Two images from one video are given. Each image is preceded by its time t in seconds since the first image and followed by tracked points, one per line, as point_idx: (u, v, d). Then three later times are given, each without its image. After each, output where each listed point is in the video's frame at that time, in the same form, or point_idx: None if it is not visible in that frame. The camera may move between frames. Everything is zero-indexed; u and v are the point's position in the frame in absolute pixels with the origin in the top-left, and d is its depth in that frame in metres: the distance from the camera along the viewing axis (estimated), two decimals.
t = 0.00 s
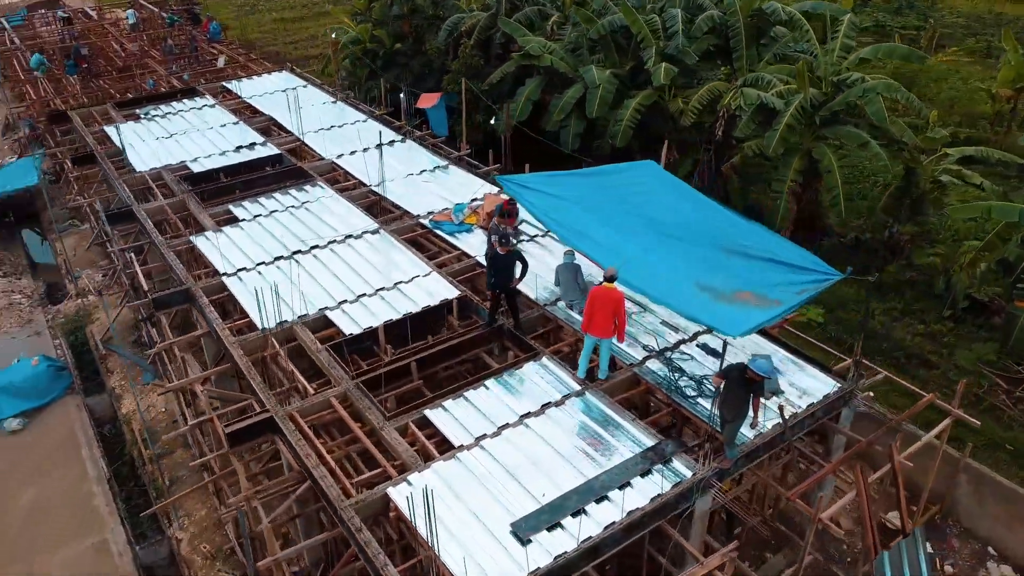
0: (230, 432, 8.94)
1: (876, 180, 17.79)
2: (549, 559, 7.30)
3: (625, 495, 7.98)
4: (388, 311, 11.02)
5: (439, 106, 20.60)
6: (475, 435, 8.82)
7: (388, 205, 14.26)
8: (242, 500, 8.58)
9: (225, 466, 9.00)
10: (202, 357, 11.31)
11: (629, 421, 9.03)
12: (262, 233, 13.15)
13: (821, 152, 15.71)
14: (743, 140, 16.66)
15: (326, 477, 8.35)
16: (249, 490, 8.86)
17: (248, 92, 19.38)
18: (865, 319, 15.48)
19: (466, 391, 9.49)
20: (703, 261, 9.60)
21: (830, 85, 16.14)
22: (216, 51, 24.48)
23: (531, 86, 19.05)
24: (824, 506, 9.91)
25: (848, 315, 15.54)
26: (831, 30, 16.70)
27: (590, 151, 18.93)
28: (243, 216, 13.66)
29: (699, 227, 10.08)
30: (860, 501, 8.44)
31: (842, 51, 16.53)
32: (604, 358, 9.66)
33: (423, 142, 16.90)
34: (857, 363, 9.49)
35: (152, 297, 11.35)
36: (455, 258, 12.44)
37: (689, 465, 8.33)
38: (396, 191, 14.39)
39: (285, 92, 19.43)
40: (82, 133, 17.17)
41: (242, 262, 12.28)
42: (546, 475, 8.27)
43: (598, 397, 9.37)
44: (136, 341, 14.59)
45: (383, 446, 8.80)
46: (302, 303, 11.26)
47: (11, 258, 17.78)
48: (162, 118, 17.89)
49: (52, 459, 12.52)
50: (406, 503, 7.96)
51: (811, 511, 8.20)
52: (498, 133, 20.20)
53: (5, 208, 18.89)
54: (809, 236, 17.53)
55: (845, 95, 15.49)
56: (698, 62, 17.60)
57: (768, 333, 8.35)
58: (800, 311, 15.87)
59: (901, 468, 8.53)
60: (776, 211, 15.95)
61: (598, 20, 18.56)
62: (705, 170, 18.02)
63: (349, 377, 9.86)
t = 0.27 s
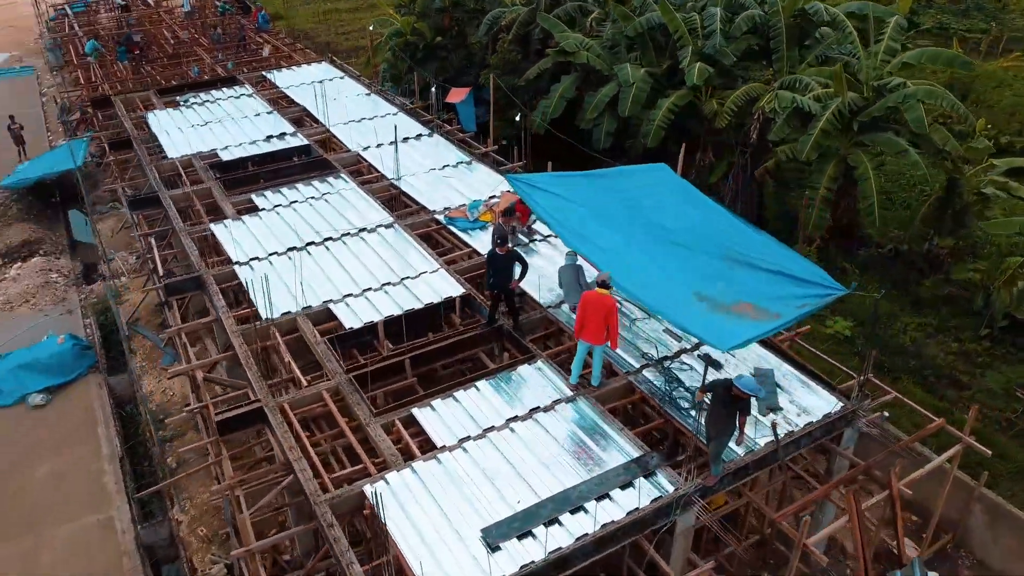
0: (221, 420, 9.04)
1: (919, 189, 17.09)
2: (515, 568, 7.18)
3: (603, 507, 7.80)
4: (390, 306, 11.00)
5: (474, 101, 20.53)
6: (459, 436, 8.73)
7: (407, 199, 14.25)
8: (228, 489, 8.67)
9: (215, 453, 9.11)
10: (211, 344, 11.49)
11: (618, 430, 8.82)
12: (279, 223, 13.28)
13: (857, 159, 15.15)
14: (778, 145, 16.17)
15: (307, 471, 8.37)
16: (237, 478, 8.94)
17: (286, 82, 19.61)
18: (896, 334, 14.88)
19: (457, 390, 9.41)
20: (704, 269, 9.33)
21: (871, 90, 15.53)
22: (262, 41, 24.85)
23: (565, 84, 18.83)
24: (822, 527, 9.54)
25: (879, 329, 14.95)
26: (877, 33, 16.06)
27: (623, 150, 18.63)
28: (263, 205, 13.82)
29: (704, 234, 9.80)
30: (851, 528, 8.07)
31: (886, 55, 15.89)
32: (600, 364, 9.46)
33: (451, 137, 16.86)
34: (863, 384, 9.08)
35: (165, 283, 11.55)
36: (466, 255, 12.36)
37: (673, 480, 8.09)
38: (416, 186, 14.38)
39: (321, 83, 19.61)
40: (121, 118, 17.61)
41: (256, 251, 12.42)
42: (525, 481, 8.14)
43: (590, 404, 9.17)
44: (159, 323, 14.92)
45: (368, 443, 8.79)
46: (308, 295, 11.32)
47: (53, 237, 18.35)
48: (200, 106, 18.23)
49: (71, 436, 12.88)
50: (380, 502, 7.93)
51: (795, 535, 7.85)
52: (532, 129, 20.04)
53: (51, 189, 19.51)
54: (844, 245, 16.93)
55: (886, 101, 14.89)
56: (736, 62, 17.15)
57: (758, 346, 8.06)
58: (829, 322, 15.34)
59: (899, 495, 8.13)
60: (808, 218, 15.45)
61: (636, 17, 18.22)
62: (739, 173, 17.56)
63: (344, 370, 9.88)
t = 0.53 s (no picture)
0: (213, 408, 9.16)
1: (965, 201, 16.34)
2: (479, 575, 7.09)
3: (577, 517, 7.65)
4: (393, 301, 10.98)
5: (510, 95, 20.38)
6: (443, 437, 8.67)
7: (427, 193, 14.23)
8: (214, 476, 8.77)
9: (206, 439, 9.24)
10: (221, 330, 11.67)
11: (605, 439, 8.63)
12: (297, 212, 13.40)
13: (895, 167, 14.55)
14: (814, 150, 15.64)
15: (288, 463, 8.42)
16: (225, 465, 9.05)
17: (323, 72, 19.78)
18: (929, 351, 14.25)
19: (448, 390, 9.35)
20: (703, 278, 9.06)
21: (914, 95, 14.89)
22: (308, 30, 25.12)
23: (601, 81, 18.55)
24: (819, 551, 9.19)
25: (910, 345, 14.33)
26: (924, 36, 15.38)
27: (657, 150, 18.27)
28: (285, 194, 13.97)
29: (707, 242, 9.52)
30: (839, 555, 7.73)
31: (933, 60, 15.20)
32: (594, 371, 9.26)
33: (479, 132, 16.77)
34: (865, 407, 8.69)
35: (179, 268, 11.77)
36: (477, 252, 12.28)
37: (653, 495, 7.87)
38: (436, 181, 14.34)
39: (358, 74, 19.72)
40: (161, 104, 18.00)
41: (271, 240, 12.56)
42: (502, 486, 8.04)
43: (580, 410, 8.99)
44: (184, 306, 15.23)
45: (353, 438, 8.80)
46: (315, 286, 11.39)
47: (94, 218, 18.90)
48: (238, 94, 18.53)
49: (91, 414, 13.23)
50: (356, 499, 7.94)
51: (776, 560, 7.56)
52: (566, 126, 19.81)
53: (96, 170, 20.09)
54: (881, 256, 16.28)
55: (928, 108, 14.25)
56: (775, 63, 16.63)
57: (746, 360, 7.78)
58: (858, 336, 14.77)
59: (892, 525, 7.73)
60: (840, 226, 14.91)
61: (675, 14, 17.82)
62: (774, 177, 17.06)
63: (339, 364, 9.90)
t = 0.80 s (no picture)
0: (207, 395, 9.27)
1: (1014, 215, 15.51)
2: None
3: (550, 527, 7.49)
4: (397, 296, 10.96)
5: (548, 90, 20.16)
6: (427, 436, 8.61)
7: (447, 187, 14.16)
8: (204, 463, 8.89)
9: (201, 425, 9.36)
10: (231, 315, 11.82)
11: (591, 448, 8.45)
12: (317, 202, 13.48)
13: (935, 177, 13.89)
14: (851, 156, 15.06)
15: (272, 454, 8.47)
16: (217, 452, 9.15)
17: (361, 62, 19.86)
18: (962, 370, 13.59)
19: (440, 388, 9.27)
20: (702, 286, 8.78)
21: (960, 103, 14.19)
22: (354, 20, 25.27)
23: (637, 78, 18.19)
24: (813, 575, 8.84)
25: (942, 363, 13.67)
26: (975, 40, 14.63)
27: (691, 151, 17.84)
28: (307, 183, 14.06)
29: (711, 249, 9.23)
30: None
31: (983, 65, 14.45)
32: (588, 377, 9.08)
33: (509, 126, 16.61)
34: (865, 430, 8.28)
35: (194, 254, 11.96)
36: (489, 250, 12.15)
37: (631, 509, 7.67)
38: (457, 175, 14.25)
39: (396, 64, 19.74)
40: (200, 90, 18.32)
41: (286, 228, 12.65)
42: (479, 490, 7.94)
43: (569, 417, 8.81)
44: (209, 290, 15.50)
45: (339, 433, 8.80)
46: (323, 277, 11.44)
47: (134, 199, 19.38)
48: (276, 82, 18.74)
49: (112, 392, 13.58)
50: (333, 494, 7.94)
51: None
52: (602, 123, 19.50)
53: (139, 153, 20.59)
54: (920, 269, 15.57)
55: (973, 116, 13.55)
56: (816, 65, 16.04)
57: (734, 376, 7.52)
58: (886, 351, 14.17)
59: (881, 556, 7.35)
60: (874, 236, 14.33)
61: (716, 12, 17.34)
62: (810, 183, 16.49)
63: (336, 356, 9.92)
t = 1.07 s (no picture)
0: (204, 381, 9.38)
1: None
2: None
3: (522, 535, 7.38)
4: (402, 291, 10.92)
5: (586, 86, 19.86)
6: (413, 435, 8.56)
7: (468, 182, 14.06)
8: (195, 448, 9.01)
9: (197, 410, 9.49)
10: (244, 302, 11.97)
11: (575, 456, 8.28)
12: (337, 192, 13.53)
13: (977, 189, 13.22)
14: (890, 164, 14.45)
15: (259, 444, 8.54)
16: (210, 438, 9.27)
17: (400, 53, 19.87)
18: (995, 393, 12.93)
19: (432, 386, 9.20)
20: (698, 296, 8.54)
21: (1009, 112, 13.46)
22: (401, 9, 25.32)
23: (675, 76, 17.78)
24: None
25: (974, 385, 13.04)
26: None
27: (727, 152, 17.38)
28: (330, 173, 14.14)
29: (712, 257, 8.96)
30: None
31: None
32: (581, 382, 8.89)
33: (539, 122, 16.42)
34: (862, 454, 7.91)
35: (211, 240, 12.12)
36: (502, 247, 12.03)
37: (606, 522, 7.49)
38: (479, 170, 14.14)
39: (433, 56, 19.70)
40: (239, 77, 18.58)
41: (304, 217, 12.73)
42: (457, 492, 7.86)
43: (557, 422, 8.65)
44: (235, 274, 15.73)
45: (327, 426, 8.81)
46: (333, 268, 11.48)
47: (174, 182, 19.80)
48: (314, 71, 18.88)
49: (134, 371, 13.89)
50: (311, 488, 7.97)
51: None
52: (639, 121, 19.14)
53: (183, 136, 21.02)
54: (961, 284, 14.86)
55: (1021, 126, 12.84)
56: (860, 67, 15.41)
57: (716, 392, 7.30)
58: (916, 369, 13.59)
59: None
60: (909, 249, 13.73)
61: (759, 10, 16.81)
62: (848, 189, 15.90)
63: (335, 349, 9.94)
